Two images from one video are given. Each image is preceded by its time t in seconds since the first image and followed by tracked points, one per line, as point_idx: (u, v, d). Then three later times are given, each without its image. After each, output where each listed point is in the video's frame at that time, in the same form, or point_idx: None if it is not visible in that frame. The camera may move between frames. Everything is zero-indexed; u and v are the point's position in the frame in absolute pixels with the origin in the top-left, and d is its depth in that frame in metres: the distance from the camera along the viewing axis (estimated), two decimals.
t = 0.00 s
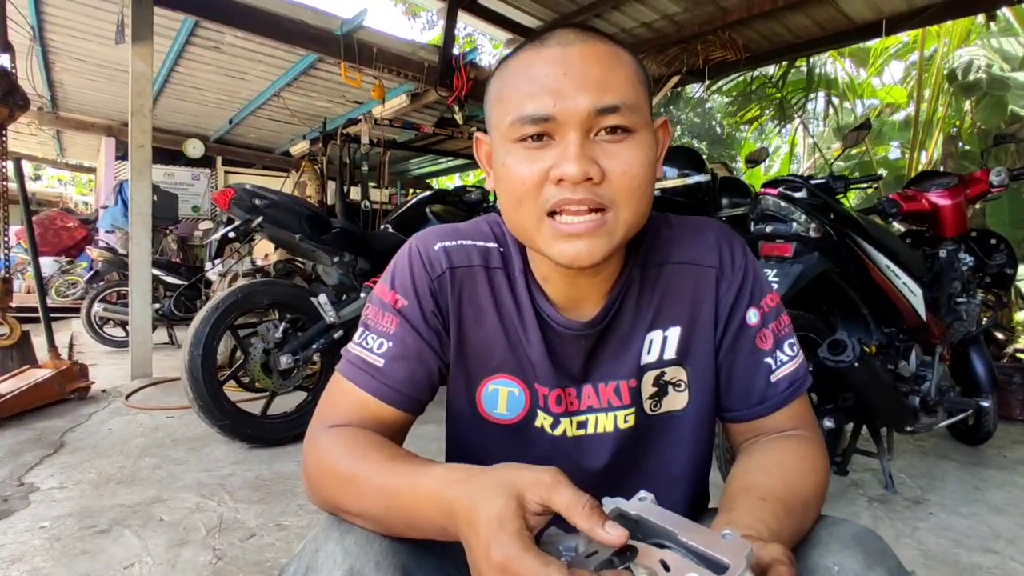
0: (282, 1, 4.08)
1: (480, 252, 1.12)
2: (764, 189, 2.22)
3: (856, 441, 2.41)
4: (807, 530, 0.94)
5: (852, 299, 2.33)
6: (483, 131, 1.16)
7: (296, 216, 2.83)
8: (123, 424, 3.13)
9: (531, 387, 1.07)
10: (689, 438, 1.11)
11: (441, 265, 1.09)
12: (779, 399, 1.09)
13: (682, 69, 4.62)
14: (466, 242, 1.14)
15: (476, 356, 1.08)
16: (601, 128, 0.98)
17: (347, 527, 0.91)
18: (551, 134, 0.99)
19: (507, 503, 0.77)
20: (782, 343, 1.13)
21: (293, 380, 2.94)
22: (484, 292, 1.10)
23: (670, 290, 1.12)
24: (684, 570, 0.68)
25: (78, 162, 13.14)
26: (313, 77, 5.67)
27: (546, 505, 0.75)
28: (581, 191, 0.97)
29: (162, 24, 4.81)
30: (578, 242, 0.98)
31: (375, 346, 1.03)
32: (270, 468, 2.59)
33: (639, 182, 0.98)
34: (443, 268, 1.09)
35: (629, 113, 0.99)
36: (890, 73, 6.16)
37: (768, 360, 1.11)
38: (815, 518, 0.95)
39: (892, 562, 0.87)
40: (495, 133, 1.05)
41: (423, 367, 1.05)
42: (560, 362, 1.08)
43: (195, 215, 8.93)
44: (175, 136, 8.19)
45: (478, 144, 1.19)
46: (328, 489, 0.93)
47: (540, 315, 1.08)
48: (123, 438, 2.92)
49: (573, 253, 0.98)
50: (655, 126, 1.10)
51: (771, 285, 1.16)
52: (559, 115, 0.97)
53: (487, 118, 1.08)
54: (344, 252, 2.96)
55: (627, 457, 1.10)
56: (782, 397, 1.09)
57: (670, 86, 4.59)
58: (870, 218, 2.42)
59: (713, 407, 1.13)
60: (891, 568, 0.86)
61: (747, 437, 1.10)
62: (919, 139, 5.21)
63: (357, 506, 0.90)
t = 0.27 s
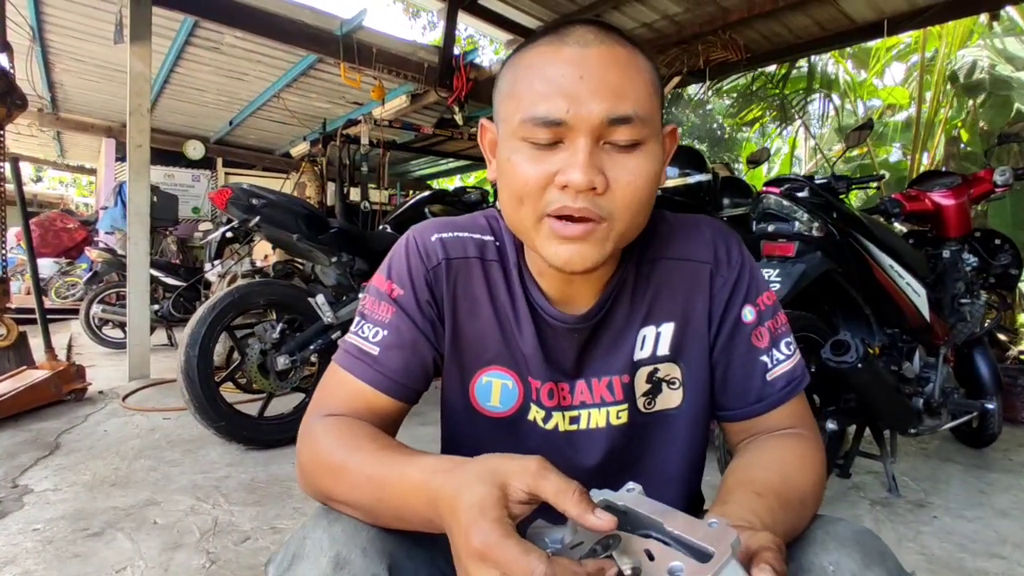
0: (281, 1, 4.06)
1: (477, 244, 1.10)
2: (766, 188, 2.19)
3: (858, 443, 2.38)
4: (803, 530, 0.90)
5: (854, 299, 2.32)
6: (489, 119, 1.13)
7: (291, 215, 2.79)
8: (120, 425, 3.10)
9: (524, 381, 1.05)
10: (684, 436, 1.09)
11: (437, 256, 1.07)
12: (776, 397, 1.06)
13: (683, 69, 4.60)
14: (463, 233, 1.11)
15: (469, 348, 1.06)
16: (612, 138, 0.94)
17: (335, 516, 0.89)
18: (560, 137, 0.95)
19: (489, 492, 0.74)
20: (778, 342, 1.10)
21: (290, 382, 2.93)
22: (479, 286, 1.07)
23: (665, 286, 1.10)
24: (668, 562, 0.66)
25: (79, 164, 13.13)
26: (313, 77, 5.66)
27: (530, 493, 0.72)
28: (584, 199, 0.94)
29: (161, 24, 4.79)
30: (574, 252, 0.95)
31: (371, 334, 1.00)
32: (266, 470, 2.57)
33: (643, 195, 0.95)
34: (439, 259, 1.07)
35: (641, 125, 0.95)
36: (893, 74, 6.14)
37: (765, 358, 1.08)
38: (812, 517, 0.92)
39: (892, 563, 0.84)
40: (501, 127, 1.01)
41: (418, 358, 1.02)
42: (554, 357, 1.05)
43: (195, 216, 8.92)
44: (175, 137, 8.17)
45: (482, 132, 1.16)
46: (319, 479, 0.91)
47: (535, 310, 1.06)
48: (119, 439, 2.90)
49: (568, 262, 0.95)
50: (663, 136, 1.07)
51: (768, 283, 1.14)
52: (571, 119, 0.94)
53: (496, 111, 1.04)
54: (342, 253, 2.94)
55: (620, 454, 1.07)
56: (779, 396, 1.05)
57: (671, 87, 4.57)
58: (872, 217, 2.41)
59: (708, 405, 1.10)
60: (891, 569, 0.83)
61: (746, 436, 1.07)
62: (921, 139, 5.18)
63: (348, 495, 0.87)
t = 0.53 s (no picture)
0: None
1: (470, 239, 1.09)
2: (766, 185, 2.17)
3: (859, 442, 2.36)
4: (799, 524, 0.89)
5: (855, 298, 2.26)
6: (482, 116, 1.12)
7: (290, 213, 2.77)
8: (117, 425, 3.09)
9: (518, 372, 1.04)
10: (679, 431, 1.07)
11: (431, 249, 1.06)
12: (772, 391, 1.04)
13: (683, 68, 4.59)
14: (457, 227, 1.10)
15: (463, 341, 1.05)
16: (610, 134, 0.93)
17: (326, 504, 0.87)
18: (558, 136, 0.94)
19: (472, 470, 0.72)
20: (773, 336, 1.08)
21: (288, 381, 2.89)
22: (473, 280, 1.06)
23: (659, 279, 1.09)
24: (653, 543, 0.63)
25: (78, 163, 13.11)
26: (313, 76, 5.64)
27: (511, 473, 0.72)
28: (584, 198, 0.92)
29: (160, 22, 4.77)
30: (576, 250, 0.94)
31: (365, 326, 0.99)
32: (264, 469, 2.55)
33: (641, 191, 0.95)
34: (433, 253, 1.06)
35: (639, 121, 0.94)
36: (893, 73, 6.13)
37: (760, 352, 1.06)
38: (808, 511, 0.91)
39: (891, 559, 0.83)
40: (497, 126, 1.00)
41: (412, 350, 1.01)
42: (547, 349, 1.04)
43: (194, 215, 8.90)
44: (175, 137, 8.16)
45: (476, 128, 1.15)
46: (312, 470, 0.90)
47: (529, 303, 1.05)
48: (116, 438, 2.88)
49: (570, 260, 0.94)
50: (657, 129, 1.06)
51: (761, 277, 1.13)
52: (569, 118, 0.92)
53: (491, 109, 1.03)
54: (341, 251, 2.92)
55: (613, 448, 1.06)
56: (774, 390, 1.04)
57: (671, 86, 4.56)
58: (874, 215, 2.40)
59: (701, 399, 1.09)
60: (890, 565, 0.82)
61: (743, 433, 1.05)
62: (921, 140, 5.09)
63: (340, 484, 0.86)
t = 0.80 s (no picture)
0: None
1: (464, 236, 1.09)
2: (766, 184, 2.17)
3: (858, 441, 2.35)
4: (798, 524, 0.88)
5: (854, 297, 2.24)
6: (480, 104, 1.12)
7: (289, 212, 2.77)
8: (115, 424, 3.08)
9: (513, 371, 1.03)
10: (675, 430, 1.07)
11: (425, 247, 1.06)
12: (770, 389, 1.03)
13: (682, 68, 4.58)
14: (451, 225, 1.10)
15: (457, 339, 1.05)
16: (604, 122, 0.93)
17: (320, 504, 0.86)
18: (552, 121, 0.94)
19: (476, 462, 0.71)
20: (771, 333, 1.07)
21: (287, 380, 2.89)
22: (467, 276, 1.06)
23: (654, 276, 1.08)
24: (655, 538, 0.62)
25: (77, 163, 13.11)
26: (312, 75, 5.64)
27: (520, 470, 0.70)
28: (575, 184, 0.92)
29: (159, 21, 4.76)
30: (566, 236, 0.94)
31: (359, 325, 0.98)
32: (262, 468, 2.55)
33: (634, 181, 0.94)
34: (427, 250, 1.06)
35: (634, 110, 0.94)
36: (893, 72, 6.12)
37: (757, 350, 1.06)
38: (808, 510, 0.90)
39: (891, 558, 0.82)
40: (492, 111, 1.00)
41: (406, 347, 1.00)
42: (542, 347, 1.04)
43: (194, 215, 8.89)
44: (174, 136, 8.15)
45: (473, 117, 1.15)
46: (305, 468, 0.89)
47: (523, 300, 1.05)
48: (115, 437, 2.88)
49: (560, 245, 0.94)
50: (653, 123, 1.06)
51: (758, 274, 1.12)
52: (564, 102, 0.92)
53: (488, 96, 1.03)
54: (339, 249, 2.91)
55: (610, 447, 1.05)
56: (773, 388, 1.03)
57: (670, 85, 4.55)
58: (874, 214, 2.40)
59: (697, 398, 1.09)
60: (890, 564, 0.82)
61: (742, 429, 1.04)
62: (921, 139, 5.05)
63: (334, 482, 0.86)
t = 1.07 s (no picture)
0: None
1: (464, 232, 1.09)
2: (766, 181, 2.17)
3: (858, 440, 2.35)
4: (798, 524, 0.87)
5: (854, 295, 2.23)
6: (479, 96, 1.12)
7: (288, 210, 2.77)
8: (114, 422, 3.08)
9: (512, 369, 1.03)
10: (676, 430, 1.06)
11: (423, 243, 1.06)
12: (773, 389, 1.03)
13: (681, 67, 4.58)
14: (450, 221, 1.10)
15: (456, 336, 1.04)
16: (605, 109, 0.93)
17: (315, 506, 0.86)
18: (554, 108, 0.94)
19: (477, 463, 0.71)
20: (775, 332, 1.07)
21: (286, 378, 2.90)
22: (466, 272, 1.06)
23: (655, 274, 1.08)
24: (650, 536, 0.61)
25: (77, 163, 13.10)
26: (312, 74, 5.63)
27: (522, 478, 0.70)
28: (577, 170, 0.92)
29: (158, 20, 4.76)
30: (568, 222, 0.93)
31: (357, 322, 0.98)
32: (261, 467, 2.54)
33: (636, 168, 0.94)
34: (425, 246, 1.05)
35: (635, 98, 0.94)
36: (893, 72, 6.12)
37: (759, 350, 1.05)
38: (809, 510, 0.89)
39: (891, 558, 0.82)
40: (494, 100, 1.00)
41: (405, 344, 1.00)
42: (542, 344, 1.03)
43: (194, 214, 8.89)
44: (174, 135, 8.14)
45: (473, 110, 1.16)
46: (300, 467, 0.89)
47: (523, 297, 1.04)
48: (113, 436, 2.87)
49: (562, 233, 0.93)
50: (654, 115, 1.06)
51: (761, 272, 1.12)
52: (566, 89, 0.92)
53: (488, 87, 1.03)
54: (338, 248, 2.90)
55: (609, 446, 1.05)
56: (776, 387, 1.03)
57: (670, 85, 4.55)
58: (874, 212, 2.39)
59: (699, 398, 1.08)
60: (891, 565, 0.81)
61: (743, 430, 1.04)
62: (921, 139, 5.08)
63: (330, 481, 0.85)
